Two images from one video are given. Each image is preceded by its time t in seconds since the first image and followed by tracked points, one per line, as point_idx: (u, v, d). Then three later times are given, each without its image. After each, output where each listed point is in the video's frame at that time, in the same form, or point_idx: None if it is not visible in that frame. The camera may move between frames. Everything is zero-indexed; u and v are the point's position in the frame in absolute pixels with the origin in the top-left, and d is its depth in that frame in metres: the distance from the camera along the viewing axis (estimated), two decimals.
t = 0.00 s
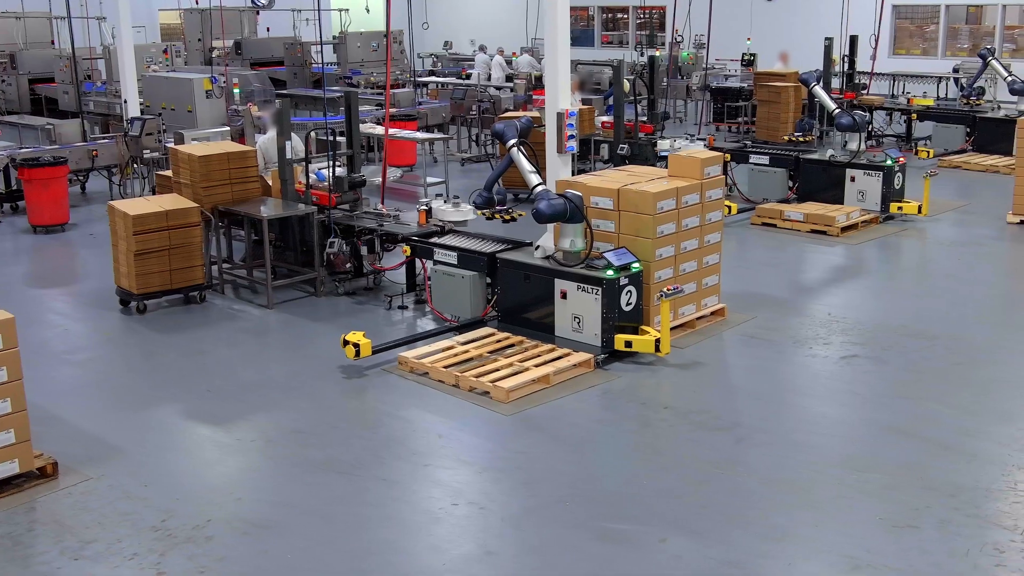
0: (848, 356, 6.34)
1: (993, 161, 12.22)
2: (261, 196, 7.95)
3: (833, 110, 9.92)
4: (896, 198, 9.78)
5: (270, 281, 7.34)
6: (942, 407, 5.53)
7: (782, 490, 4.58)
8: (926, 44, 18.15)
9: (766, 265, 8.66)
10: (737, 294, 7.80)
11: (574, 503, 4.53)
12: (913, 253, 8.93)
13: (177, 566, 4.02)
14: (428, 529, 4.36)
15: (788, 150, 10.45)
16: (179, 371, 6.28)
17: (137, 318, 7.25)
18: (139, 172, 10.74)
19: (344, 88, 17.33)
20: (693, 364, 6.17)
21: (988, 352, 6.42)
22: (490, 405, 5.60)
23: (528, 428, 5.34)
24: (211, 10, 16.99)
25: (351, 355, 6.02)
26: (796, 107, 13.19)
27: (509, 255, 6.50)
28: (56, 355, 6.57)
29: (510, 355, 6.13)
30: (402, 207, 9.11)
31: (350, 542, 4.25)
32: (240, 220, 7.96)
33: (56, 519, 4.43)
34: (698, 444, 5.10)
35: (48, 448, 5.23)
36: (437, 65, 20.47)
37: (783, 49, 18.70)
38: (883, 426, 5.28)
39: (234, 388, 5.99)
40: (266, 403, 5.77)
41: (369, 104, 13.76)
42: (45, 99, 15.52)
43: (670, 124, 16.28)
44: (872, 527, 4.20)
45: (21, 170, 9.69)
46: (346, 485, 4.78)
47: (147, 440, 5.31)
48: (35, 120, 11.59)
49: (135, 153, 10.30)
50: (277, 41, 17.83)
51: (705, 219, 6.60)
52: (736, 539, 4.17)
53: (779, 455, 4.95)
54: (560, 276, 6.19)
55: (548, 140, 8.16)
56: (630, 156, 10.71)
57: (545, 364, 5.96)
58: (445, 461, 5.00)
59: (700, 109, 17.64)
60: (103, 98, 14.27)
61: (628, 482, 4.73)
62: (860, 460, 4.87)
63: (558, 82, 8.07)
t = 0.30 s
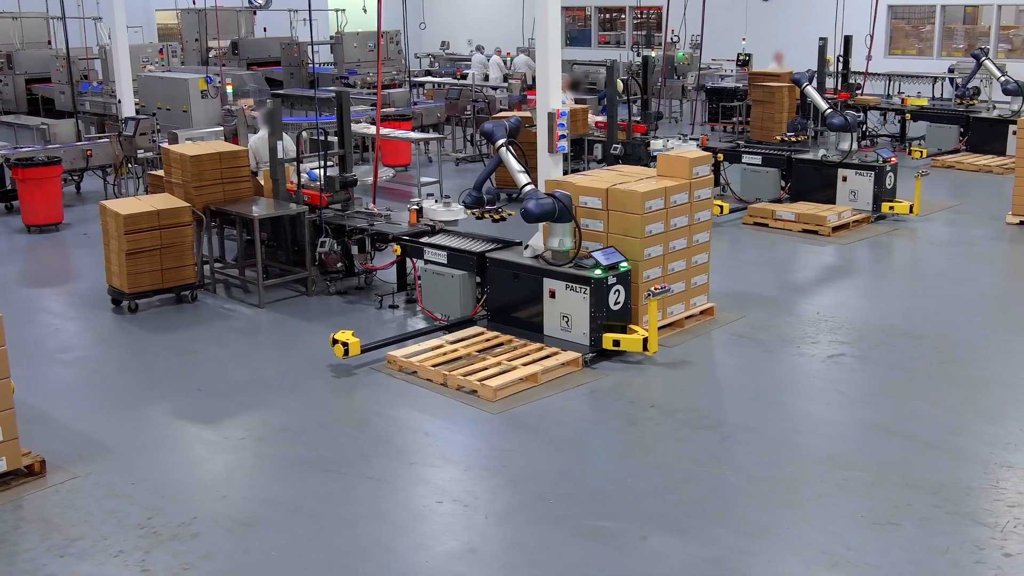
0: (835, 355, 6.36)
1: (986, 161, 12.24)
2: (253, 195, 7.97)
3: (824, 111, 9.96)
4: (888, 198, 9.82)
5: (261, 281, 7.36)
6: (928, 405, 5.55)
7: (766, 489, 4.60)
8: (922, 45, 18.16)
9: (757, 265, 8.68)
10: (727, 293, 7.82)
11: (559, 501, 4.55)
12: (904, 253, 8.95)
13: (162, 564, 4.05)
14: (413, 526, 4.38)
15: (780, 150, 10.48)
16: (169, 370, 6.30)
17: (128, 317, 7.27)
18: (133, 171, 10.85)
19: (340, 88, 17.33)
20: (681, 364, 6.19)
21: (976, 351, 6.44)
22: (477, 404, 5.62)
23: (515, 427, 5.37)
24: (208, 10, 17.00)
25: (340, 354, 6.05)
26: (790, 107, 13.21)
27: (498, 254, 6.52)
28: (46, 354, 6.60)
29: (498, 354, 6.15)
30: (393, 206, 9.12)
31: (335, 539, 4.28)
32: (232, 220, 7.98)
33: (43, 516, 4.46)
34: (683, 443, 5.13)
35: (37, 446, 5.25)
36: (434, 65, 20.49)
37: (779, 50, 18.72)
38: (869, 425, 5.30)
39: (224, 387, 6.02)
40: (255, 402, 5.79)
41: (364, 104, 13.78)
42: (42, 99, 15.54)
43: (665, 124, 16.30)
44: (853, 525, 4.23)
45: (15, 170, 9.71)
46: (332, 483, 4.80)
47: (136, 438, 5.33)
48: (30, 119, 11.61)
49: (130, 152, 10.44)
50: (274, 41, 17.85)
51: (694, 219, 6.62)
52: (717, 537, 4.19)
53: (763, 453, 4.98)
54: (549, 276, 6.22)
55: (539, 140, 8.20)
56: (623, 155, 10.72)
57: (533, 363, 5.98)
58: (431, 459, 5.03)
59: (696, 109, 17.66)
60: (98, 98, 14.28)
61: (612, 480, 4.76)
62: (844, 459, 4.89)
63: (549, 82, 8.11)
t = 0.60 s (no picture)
0: (824, 354, 6.39)
1: (980, 160, 12.26)
2: (245, 195, 7.99)
3: (817, 110, 10.00)
4: (880, 197, 9.84)
5: (253, 280, 7.39)
6: (913, 403, 5.58)
7: (751, 487, 4.63)
8: (918, 44, 18.18)
9: (749, 264, 8.70)
10: (718, 292, 7.85)
11: (544, 499, 4.58)
12: (896, 252, 8.98)
13: (148, 561, 4.07)
14: (398, 523, 4.41)
15: (774, 149, 10.51)
16: (160, 368, 6.33)
17: (120, 315, 7.30)
18: (128, 171, 10.78)
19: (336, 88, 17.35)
20: (670, 362, 6.22)
21: (964, 350, 6.47)
22: (465, 402, 5.65)
23: (503, 425, 5.39)
24: (205, 10, 17.02)
25: (329, 352, 6.07)
26: (785, 107, 13.24)
27: (488, 253, 6.54)
28: (38, 353, 6.62)
29: (488, 353, 6.18)
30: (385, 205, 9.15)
31: (321, 535, 4.30)
32: (225, 219, 8.00)
33: (30, 514, 4.48)
34: (670, 441, 5.15)
35: (26, 444, 5.28)
36: (431, 66, 20.53)
37: (775, 50, 18.75)
38: (854, 423, 5.33)
39: (214, 385, 6.04)
40: (245, 400, 5.82)
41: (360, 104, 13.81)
42: (39, 99, 15.56)
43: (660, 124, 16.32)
44: (836, 522, 4.25)
45: (9, 170, 9.72)
46: (320, 480, 4.83)
47: (125, 436, 5.36)
48: (25, 119, 11.63)
49: (124, 152, 10.35)
50: (271, 41, 17.88)
51: (683, 218, 6.65)
52: (700, 534, 4.22)
53: (749, 451, 5.00)
54: (538, 275, 6.24)
55: (531, 139, 8.23)
56: (616, 155, 10.75)
57: (522, 361, 6.01)
58: (418, 457, 5.05)
59: (693, 109, 17.67)
60: (95, 98, 14.31)
61: (598, 477, 4.78)
62: (829, 457, 4.92)
63: (541, 81, 8.15)
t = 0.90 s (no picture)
0: (812, 352, 6.42)
1: (974, 160, 12.27)
2: (238, 194, 8.01)
3: (809, 109, 10.03)
4: (872, 196, 9.86)
5: (245, 278, 7.41)
6: (899, 401, 5.60)
7: (735, 484, 4.66)
8: (914, 44, 18.21)
9: (741, 263, 8.73)
10: (709, 291, 7.88)
11: (530, 497, 4.60)
12: (888, 251, 9.01)
13: (134, 557, 4.10)
14: (384, 520, 4.44)
15: (767, 148, 10.53)
16: (151, 367, 6.36)
17: (113, 314, 7.33)
18: (123, 170, 10.81)
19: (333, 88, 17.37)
20: (659, 360, 6.24)
21: (953, 349, 6.50)
22: (454, 401, 5.67)
23: (491, 423, 5.42)
24: (202, 10, 17.05)
25: (319, 351, 6.10)
26: (779, 107, 13.27)
27: (479, 251, 6.57)
28: (30, 352, 6.65)
29: (477, 351, 6.20)
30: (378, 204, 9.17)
31: (307, 532, 4.33)
32: (217, 218, 8.03)
33: (18, 511, 4.51)
34: (657, 438, 5.18)
35: (16, 442, 5.30)
36: (428, 65, 20.55)
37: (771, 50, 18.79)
38: (840, 421, 5.35)
39: (204, 383, 6.07)
40: (235, 398, 5.84)
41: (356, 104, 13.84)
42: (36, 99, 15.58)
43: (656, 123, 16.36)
44: (818, 519, 4.28)
45: (4, 169, 9.74)
46: (307, 477, 4.86)
47: (115, 434, 5.38)
48: (21, 118, 11.65)
49: (119, 152, 10.38)
50: (268, 40, 17.90)
51: (673, 217, 6.67)
52: (684, 531, 4.24)
53: (735, 450, 5.03)
54: (528, 274, 6.26)
55: (522, 139, 8.28)
56: (610, 155, 10.78)
57: (511, 360, 6.03)
58: (405, 454, 5.08)
59: (689, 109, 17.69)
60: (91, 97, 14.33)
61: (584, 475, 4.81)
62: (814, 455, 4.94)
63: (532, 81, 8.18)
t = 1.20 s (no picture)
0: (800, 351, 6.45)
1: (967, 160, 12.29)
2: (231, 193, 8.04)
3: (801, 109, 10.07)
4: (865, 196, 9.89)
5: (237, 278, 7.44)
6: (886, 400, 5.63)
7: (719, 482, 4.69)
8: (910, 44, 18.23)
9: (733, 262, 8.76)
10: (700, 290, 7.91)
11: (516, 494, 4.63)
12: (879, 250, 9.04)
13: (121, 554, 4.13)
14: (370, 517, 4.47)
15: (760, 148, 10.57)
16: (143, 365, 6.38)
17: (105, 313, 7.36)
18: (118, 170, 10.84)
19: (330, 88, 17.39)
20: (647, 359, 6.28)
21: (941, 348, 6.53)
22: (443, 399, 5.70)
23: (479, 421, 5.45)
24: (199, 10, 17.07)
25: (309, 349, 6.12)
26: (774, 106, 13.30)
27: (469, 251, 6.60)
28: (22, 350, 6.68)
29: (467, 350, 6.23)
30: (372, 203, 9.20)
31: (292, 529, 4.36)
32: (210, 217, 8.06)
33: (7, 508, 4.54)
34: (643, 437, 5.21)
35: (6, 440, 5.33)
36: (426, 65, 20.57)
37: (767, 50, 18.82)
38: (826, 419, 5.38)
39: (195, 382, 6.09)
40: (225, 396, 5.88)
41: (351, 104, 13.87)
42: (33, 99, 15.60)
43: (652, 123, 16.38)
44: (800, 516, 4.31)
45: None
46: (295, 475, 4.89)
47: (105, 432, 5.42)
48: (16, 118, 11.68)
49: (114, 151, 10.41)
50: (266, 40, 17.92)
51: (663, 217, 6.70)
52: (667, 529, 4.27)
53: (720, 448, 5.06)
54: (518, 272, 6.29)
55: (514, 139, 8.35)
56: (604, 155, 10.82)
57: (500, 358, 6.06)
58: (393, 452, 5.11)
59: (686, 109, 17.71)
60: (88, 97, 14.36)
61: (570, 473, 4.84)
62: (798, 452, 4.97)
63: (524, 80, 8.20)
